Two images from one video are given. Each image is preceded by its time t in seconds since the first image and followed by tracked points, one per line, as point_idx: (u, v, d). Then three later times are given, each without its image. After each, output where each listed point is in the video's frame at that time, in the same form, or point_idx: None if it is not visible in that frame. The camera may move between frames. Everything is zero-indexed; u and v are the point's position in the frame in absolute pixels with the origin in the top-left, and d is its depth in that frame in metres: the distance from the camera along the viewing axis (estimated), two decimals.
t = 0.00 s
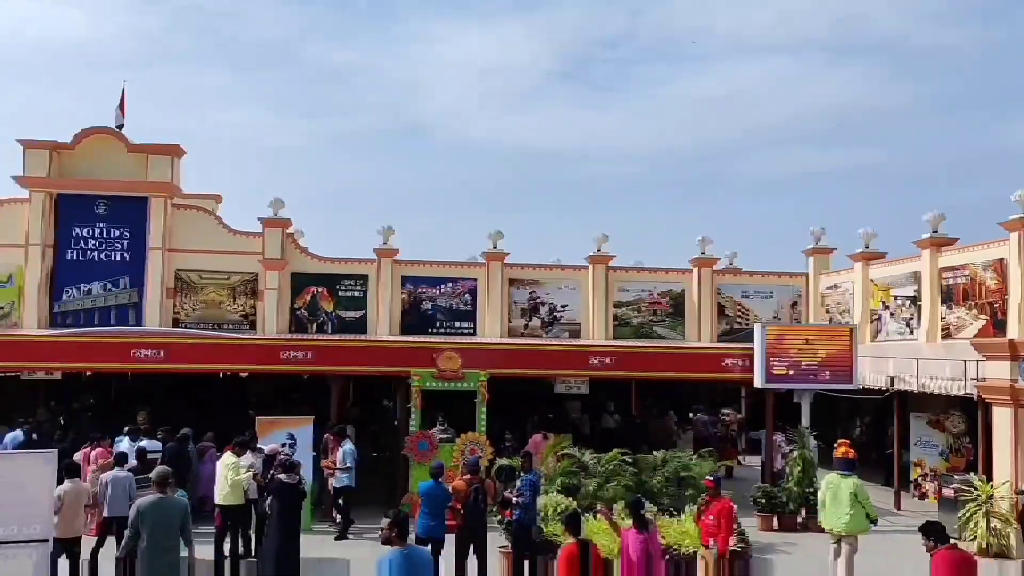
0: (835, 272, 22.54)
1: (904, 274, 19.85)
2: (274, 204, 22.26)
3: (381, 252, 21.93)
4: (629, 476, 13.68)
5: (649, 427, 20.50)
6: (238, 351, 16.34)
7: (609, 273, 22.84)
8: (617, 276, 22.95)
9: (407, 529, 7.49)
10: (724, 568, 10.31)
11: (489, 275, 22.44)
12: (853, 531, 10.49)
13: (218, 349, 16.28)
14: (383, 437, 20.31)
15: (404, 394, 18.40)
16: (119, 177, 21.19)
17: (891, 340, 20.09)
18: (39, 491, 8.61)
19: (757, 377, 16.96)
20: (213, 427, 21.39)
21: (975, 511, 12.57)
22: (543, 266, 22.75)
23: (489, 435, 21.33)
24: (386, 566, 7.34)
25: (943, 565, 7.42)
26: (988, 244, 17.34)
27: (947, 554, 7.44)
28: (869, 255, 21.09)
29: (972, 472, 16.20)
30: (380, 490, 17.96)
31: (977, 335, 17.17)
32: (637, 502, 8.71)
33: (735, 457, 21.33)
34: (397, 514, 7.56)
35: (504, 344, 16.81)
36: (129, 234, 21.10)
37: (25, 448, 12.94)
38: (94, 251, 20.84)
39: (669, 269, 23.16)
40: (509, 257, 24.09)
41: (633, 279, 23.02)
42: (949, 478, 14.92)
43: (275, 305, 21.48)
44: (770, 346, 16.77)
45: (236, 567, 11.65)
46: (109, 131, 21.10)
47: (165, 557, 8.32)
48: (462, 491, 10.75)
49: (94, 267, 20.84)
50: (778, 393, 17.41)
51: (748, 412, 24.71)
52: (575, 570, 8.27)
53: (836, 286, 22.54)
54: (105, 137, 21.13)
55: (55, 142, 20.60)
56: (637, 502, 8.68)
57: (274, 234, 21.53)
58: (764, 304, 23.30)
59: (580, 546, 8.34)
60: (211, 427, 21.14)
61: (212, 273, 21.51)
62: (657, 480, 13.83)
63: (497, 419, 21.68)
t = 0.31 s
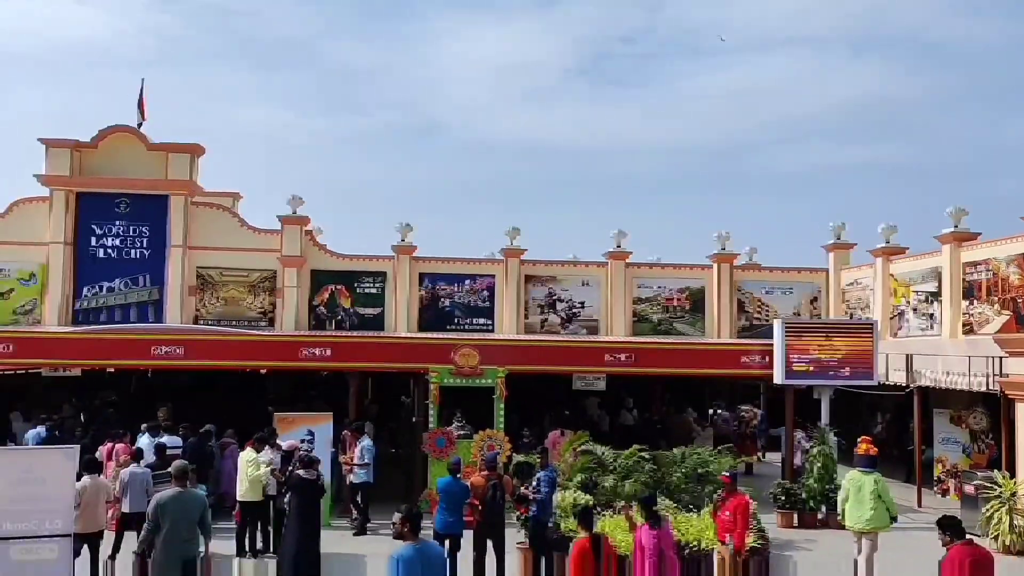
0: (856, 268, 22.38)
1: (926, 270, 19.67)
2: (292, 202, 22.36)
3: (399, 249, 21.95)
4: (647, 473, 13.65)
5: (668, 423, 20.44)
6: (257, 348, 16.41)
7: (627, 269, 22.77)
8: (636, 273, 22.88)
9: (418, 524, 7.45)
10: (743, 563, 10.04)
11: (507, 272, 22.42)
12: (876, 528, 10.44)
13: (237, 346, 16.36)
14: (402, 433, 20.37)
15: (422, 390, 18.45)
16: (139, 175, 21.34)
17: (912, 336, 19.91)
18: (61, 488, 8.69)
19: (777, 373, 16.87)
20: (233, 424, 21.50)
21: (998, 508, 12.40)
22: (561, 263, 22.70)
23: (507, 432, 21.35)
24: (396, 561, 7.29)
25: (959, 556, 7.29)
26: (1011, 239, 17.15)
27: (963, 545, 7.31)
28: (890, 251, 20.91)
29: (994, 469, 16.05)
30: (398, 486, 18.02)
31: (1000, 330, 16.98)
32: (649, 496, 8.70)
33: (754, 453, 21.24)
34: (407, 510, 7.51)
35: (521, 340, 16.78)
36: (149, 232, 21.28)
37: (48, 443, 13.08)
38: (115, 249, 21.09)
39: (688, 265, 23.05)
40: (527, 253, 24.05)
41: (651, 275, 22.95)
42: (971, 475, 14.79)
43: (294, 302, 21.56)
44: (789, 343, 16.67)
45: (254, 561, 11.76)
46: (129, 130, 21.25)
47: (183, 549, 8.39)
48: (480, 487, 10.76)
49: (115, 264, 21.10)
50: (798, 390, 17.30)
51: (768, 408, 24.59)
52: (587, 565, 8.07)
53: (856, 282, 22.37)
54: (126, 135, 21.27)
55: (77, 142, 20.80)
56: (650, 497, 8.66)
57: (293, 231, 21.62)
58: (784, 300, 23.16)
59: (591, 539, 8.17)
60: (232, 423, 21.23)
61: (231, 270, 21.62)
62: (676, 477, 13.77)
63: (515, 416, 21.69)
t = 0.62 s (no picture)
0: (884, 262, 22.12)
1: (956, 263, 19.40)
2: (318, 198, 22.46)
3: (424, 245, 21.97)
4: (673, 468, 13.59)
5: (694, 419, 20.33)
6: (283, 343, 16.50)
7: (653, 264, 22.66)
8: (661, 268, 22.76)
9: (433, 514, 7.37)
10: (762, 557, 10.05)
11: (531, 268, 22.36)
12: (906, 525, 10.33)
13: (263, 342, 16.48)
14: (427, 429, 20.42)
15: (447, 386, 18.47)
16: (167, 173, 21.54)
17: (942, 331, 19.64)
18: (90, 482, 8.79)
19: (804, 368, 16.70)
20: (261, 419, 21.65)
21: None
22: (586, 258, 22.63)
23: (532, 427, 21.33)
24: (410, 550, 7.16)
25: (980, 552, 7.12)
26: None
27: (985, 540, 7.15)
28: (919, 244, 20.63)
29: None
30: (424, 481, 18.07)
31: None
32: (668, 492, 8.63)
33: (781, 449, 21.07)
34: (424, 502, 7.48)
35: (546, 335, 16.73)
36: (177, 229, 21.46)
37: (78, 438, 13.23)
38: (144, 246, 21.33)
39: (715, 259, 22.88)
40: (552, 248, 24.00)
41: (677, 270, 22.82)
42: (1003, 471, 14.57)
43: (320, 299, 21.67)
44: (817, 337, 16.48)
45: (281, 555, 11.85)
46: (157, 128, 21.44)
47: (207, 542, 8.46)
48: (505, 482, 10.73)
49: (144, 261, 21.35)
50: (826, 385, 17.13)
51: (795, 404, 24.38)
52: (601, 560, 8.05)
53: (885, 276, 22.11)
54: (153, 134, 21.46)
55: (105, 140, 21.04)
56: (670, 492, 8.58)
57: (318, 228, 21.72)
58: (812, 294, 22.94)
59: (610, 532, 8.08)
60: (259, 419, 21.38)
61: (258, 267, 21.77)
62: (702, 472, 13.70)
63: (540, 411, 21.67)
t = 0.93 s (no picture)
0: (911, 257, 21.85)
1: (984, 258, 19.13)
2: (341, 196, 22.54)
3: (446, 242, 21.99)
4: (698, 464, 13.51)
5: (718, 415, 20.17)
6: (306, 340, 16.56)
7: (677, 260, 22.52)
8: (685, 263, 22.63)
9: (449, 507, 7.37)
10: (782, 553, 9.70)
11: (554, 264, 22.30)
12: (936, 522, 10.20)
13: (287, 338, 16.56)
14: (450, 425, 20.43)
15: (470, 382, 18.47)
16: (192, 172, 21.73)
17: (970, 326, 19.37)
18: (116, 478, 8.86)
19: (829, 364, 16.55)
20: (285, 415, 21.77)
21: None
22: (609, 254, 22.54)
23: (555, 424, 21.27)
24: (425, 541, 7.16)
25: (1000, 550, 7.03)
26: None
27: (1007, 537, 7.05)
28: (946, 238, 20.36)
29: None
30: (446, 477, 18.08)
31: None
32: (685, 487, 8.58)
33: (806, 445, 20.87)
34: (439, 494, 7.50)
35: (569, 331, 16.68)
36: (203, 227, 21.63)
37: (105, 434, 13.36)
38: (169, 244, 21.52)
39: (739, 254, 22.70)
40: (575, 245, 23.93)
41: (701, 266, 22.68)
42: None
43: (343, 296, 21.74)
44: (843, 332, 16.32)
45: (304, 551, 11.92)
46: (181, 127, 21.62)
47: (229, 537, 8.51)
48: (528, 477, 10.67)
49: (170, 259, 21.53)
50: (852, 381, 16.97)
51: (821, 400, 24.16)
52: (616, 551, 7.79)
53: (911, 271, 21.86)
54: (177, 132, 21.63)
55: (130, 139, 21.24)
56: (687, 486, 8.50)
57: (341, 225, 21.79)
58: (837, 290, 22.70)
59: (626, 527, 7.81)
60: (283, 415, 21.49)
61: (282, 265, 21.88)
62: (727, 469, 13.60)
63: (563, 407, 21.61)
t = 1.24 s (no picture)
0: (936, 252, 21.60)
1: (1011, 253, 18.88)
2: (362, 194, 22.58)
3: (467, 239, 21.99)
4: (720, 461, 13.43)
5: (741, 412, 20.02)
6: (327, 337, 16.62)
7: (699, 257, 22.39)
8: (707, 260, 22.49)
9: (463, 500, 7.48)
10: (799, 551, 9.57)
11: (575, 260, 22.24)
12: (963, 518, 10.07)
13: (308, 336, 16.61)
14: (472, 422, 20.42)
15: (490, 379, 18.46)
16: (214, 170, 21.86)
17: (996, 322, 19.11)
18: (139, 474, 8.92)
19: (853, 361, 16.48)
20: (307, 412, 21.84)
21: None
22: (631, 251, 22.44)
23: (576, 421, 21.21)
24: (441, 534, 7.24)
25: (1017, 549, 6.99)
26: None
27: None
28: (972, 233, 20.12)
29: None
30: (467, 474, 18.07)
31: None
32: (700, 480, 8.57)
33: (829, 443, 20.70)
34: (452, 489, 7.56)
35: (591, 328, 16.63)
36: (225, 226, 21.73)
37: (128, 431, 13.46)
38: (192, 242, 21.66)
39: (762, 250, 22.55)
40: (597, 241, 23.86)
41: (724, 262, 22.53)
42: None
43: (364, 293, 21.80)
44: (866, 329, 16.24)
45: (326, 547, 11.95)
46: (203, 126, 21.75)
47: (246, 531, 8.58)
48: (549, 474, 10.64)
49: (192, 257, 21.67)
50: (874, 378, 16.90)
51: (846, 397, 23.93)
52: (627, 545, 7.95)
53: (936, 267, 21.62)
54: (200, 131, 21.77)
55: (153, 138, 21.40)
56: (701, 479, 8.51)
57: (362, 223, 21.83)
58: (861, 287, 22.48)
59: (638, 522, 7.99)
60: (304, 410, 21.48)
61: (303, 263, 21.97)
62: (750, 465, 13.50)
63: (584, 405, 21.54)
